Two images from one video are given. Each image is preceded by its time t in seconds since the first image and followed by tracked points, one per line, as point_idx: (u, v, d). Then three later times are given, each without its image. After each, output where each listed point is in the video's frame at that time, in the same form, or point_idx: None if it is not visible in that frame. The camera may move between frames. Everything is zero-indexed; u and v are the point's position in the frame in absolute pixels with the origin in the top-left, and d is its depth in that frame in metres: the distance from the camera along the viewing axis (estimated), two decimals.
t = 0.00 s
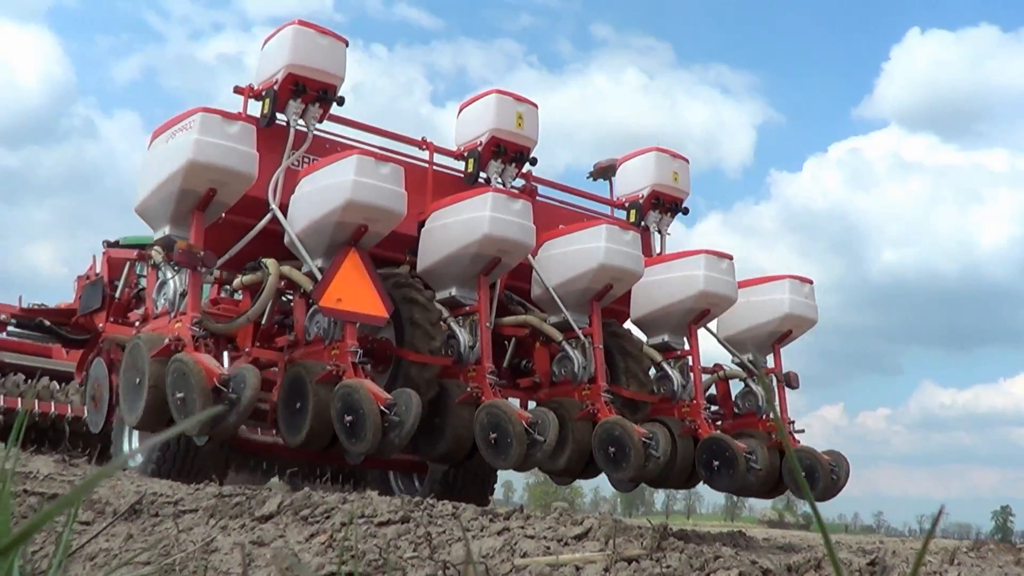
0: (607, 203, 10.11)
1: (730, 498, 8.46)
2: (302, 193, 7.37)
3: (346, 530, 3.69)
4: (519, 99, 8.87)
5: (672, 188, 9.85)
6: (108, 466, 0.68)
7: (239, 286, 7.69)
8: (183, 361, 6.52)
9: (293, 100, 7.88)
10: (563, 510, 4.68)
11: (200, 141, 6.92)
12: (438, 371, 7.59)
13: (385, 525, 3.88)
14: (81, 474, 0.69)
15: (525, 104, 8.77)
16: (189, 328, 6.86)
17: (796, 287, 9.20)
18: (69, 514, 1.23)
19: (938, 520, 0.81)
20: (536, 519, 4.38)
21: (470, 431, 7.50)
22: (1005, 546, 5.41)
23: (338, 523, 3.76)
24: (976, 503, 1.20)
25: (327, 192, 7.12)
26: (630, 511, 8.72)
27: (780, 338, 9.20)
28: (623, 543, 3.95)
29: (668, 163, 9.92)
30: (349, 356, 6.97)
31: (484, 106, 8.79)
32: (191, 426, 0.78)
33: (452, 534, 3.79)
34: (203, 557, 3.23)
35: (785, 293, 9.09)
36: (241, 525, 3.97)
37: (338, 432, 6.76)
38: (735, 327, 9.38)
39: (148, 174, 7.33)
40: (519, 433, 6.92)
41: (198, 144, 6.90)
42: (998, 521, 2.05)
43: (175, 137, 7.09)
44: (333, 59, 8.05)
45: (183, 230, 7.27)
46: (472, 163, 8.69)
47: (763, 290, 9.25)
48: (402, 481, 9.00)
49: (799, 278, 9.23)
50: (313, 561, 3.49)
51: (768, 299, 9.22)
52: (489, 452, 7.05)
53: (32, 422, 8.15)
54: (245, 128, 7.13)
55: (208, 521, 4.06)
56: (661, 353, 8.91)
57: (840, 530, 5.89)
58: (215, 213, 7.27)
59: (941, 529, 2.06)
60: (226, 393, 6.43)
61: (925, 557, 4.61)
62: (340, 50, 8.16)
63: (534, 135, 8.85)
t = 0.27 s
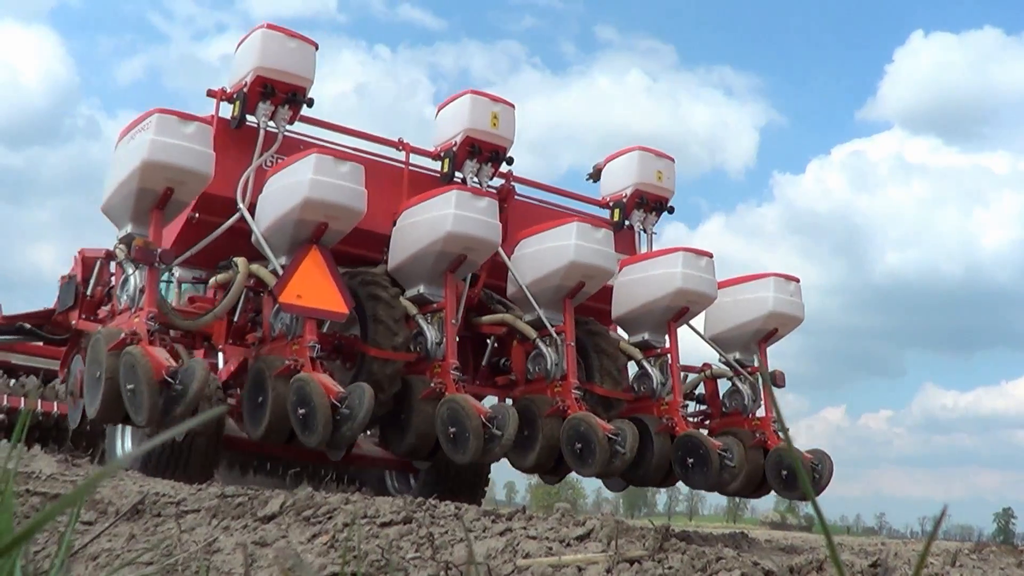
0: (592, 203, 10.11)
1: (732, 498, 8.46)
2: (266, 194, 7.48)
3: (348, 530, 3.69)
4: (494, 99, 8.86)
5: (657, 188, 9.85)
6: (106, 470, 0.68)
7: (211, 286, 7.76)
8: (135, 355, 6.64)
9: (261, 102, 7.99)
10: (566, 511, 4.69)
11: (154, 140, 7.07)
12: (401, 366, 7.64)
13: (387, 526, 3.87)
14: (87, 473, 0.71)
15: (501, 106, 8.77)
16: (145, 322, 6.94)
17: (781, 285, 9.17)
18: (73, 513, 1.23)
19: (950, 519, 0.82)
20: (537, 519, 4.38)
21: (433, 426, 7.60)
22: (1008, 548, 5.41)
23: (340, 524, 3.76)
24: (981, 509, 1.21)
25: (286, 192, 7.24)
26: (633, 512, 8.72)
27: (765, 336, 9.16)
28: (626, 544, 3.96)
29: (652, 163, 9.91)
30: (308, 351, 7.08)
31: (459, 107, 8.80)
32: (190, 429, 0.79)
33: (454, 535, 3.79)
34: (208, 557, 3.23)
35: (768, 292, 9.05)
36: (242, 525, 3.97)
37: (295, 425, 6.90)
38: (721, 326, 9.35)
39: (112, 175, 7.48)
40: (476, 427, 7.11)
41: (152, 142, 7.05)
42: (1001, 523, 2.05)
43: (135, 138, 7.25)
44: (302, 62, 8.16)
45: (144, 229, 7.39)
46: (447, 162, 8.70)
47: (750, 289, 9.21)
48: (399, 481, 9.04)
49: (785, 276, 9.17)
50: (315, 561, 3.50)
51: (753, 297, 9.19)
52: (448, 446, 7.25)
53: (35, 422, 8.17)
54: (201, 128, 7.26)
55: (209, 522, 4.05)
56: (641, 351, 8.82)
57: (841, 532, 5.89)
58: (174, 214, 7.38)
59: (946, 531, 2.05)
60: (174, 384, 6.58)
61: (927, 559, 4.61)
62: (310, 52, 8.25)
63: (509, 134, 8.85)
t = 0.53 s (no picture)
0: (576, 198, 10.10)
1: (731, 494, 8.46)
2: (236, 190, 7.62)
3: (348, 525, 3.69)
4: (471, 95, 8.84)
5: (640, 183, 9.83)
6: (106, 462, 0.69)
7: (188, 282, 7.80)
8: (91, 347, 6.80)
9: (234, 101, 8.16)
10: (565, 506, 4.69)
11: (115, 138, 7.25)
12: (366, 360, 7.65)
13: (387, 521, 3.87)
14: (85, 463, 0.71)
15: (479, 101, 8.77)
16: (105, 314, 7.07)
17: (765, 280, 9.09)
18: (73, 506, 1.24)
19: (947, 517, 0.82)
20: (536, 515, 4.39)
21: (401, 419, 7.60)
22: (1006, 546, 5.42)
23: (340, 519, 3.76)
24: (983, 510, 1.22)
25: (252, 188, 7.38)
26: (631, 509, 8.72)
27: (750, 332, 9.10)
28: (625, 540, 3.96)
29: (636, 158, 9.90)
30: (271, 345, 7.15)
31: (435, 104, 8.80)
32: (177, 426, 0.79)
33: (453, 530, 3.79)
34: (207, 553, 3.23)
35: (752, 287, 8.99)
36: (242, 520, 3.98)
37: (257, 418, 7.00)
38: (706, 321, 9.30)
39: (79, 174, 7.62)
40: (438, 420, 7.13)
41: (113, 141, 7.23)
42: (999, 521, 2.04)
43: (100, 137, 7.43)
44: (274, 60, 8.30)
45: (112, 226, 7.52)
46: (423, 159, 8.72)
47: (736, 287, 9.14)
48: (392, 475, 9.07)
49: (769, 271, 9.10)
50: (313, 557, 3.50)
51: (738, 293, 9.13)
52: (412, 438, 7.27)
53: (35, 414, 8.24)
54: (162, 125, 7.42)
55: (208, 516, 4.05)
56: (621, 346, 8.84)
57: (840, 529, 5.90)
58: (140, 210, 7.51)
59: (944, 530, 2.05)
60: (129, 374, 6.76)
61: (925, 556, 4.61)
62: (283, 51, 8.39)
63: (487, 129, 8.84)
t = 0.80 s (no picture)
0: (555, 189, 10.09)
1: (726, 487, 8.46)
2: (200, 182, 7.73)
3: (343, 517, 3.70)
4: (443, 87, 8.82)
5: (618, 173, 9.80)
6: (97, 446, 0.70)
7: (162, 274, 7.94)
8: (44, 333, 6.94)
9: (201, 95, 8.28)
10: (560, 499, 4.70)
11: (73, 130, 7.47)
12: (327, 348, 7.66)
13: (382, 513, 3.88)
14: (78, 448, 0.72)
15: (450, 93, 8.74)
16: (64, 301, 7.19)
17: (742, 270, 9.03)
18: (67, 500, 1.24)
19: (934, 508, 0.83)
20: (533, 508, 4.39)
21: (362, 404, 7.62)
22: (1000, 541, 5.43)
23: (335, 511, 3.76)
24: (989, 512, 1.23)
25: (213, 178, 7.48)
26: (628, 501, 8.72)
27: (728, 322, 9.04)
28: (619, 533, 3.96)
29: (614, 148, 9.87)
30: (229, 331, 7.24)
31: (408, 96, 8.79)
32: (164, 415, 0.80)
33: (449, 523, 3.79)
34: (202, 545, 3.23)
35: (729, 276, 8.95)
36: (238, 512, 3.98)
37: (215, 402, 7.14)
38: (685, 312, 9.25)
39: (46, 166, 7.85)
40: (392, 406, 7.14)
41: (71, 134, 7.46)
42: (994, 516, 2.04)
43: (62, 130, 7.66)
44: (242, 55, 8.39)
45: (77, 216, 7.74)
46: (395, 150, 8.74)
47: (712, 275, 9.12)
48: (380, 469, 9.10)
49: (747, 261, 9.06)
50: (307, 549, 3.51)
51: (715, 283, 9.08)
52: (370, 425, 7.30)
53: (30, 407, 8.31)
54: (120, 118, 7.60)
55: (205, 507, 4.06)
56: (595, 336, 8.76)
57: (834, 523, 5.91)
58: (103, 201, 7.72)
59: (937, 526, 2.05)
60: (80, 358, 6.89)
61: (920, 550, 4.62)
62: (251, 46, 8.47)
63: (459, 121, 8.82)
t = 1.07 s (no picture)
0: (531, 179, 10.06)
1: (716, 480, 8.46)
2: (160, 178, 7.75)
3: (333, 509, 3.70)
4: (410, 80, 8.77)
5: (589, 165, 9.74)
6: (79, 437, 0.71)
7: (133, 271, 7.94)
8: None
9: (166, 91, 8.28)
10: (550, 492, 4.70)
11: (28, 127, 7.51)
12: (285, 337, 7.67)
13: (373, 505, 3.88)
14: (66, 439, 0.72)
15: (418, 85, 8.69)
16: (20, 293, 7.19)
17: (715, 259, 8.97)
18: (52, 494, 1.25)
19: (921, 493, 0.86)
20: (524, 501, 4.39)
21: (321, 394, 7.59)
22: (988, 535, 5.45)
23: (325, 503, 3.76)
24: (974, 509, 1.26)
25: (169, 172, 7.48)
26: (618, 494, 8.72)
27: (702, 312, 8.98)
28: (610, 526, 3.97)
29: (586, 140, 9.81)
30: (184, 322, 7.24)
31: (375, 89, 8.77)
32: (145, 405, 0.81)
33: (439, 515, 3.79)
34: (194, 537, 3.23)
35: (700, 265, 8.88)
36: (228, 503, 3.97)
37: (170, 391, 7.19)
38: (660, 302, 9.20)
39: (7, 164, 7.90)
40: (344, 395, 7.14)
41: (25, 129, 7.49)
42: (984, 511, 2.03)
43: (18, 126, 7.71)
44: (206, 52, 8.38)
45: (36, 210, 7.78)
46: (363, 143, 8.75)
47: (685, 263, 9.05)
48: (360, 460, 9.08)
49: (719, 248, 8.98)
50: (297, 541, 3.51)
51: (688, 272, 9.01)
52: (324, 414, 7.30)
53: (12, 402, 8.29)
54: (74, 114, 7.65)
55: (195, 499, 4.05)
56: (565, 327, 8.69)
57: (823, 517, 5.93)
58: (59, 197, 7.77)
59: (926, 519, 2.05)
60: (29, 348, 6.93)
61: (909, 543, 4.63)
62: (216, 43, 8.47)
63: (428, 112, 8.77)
